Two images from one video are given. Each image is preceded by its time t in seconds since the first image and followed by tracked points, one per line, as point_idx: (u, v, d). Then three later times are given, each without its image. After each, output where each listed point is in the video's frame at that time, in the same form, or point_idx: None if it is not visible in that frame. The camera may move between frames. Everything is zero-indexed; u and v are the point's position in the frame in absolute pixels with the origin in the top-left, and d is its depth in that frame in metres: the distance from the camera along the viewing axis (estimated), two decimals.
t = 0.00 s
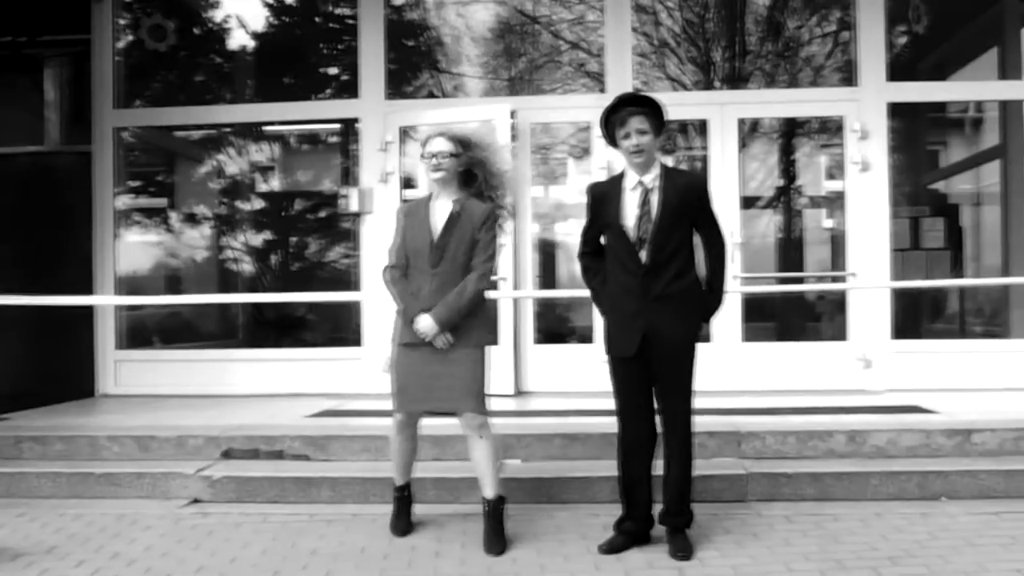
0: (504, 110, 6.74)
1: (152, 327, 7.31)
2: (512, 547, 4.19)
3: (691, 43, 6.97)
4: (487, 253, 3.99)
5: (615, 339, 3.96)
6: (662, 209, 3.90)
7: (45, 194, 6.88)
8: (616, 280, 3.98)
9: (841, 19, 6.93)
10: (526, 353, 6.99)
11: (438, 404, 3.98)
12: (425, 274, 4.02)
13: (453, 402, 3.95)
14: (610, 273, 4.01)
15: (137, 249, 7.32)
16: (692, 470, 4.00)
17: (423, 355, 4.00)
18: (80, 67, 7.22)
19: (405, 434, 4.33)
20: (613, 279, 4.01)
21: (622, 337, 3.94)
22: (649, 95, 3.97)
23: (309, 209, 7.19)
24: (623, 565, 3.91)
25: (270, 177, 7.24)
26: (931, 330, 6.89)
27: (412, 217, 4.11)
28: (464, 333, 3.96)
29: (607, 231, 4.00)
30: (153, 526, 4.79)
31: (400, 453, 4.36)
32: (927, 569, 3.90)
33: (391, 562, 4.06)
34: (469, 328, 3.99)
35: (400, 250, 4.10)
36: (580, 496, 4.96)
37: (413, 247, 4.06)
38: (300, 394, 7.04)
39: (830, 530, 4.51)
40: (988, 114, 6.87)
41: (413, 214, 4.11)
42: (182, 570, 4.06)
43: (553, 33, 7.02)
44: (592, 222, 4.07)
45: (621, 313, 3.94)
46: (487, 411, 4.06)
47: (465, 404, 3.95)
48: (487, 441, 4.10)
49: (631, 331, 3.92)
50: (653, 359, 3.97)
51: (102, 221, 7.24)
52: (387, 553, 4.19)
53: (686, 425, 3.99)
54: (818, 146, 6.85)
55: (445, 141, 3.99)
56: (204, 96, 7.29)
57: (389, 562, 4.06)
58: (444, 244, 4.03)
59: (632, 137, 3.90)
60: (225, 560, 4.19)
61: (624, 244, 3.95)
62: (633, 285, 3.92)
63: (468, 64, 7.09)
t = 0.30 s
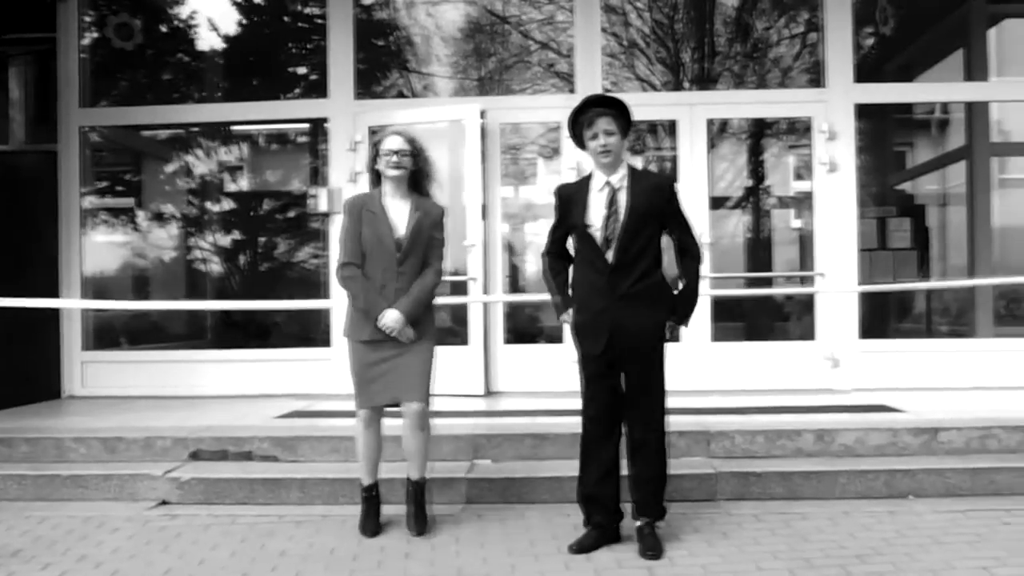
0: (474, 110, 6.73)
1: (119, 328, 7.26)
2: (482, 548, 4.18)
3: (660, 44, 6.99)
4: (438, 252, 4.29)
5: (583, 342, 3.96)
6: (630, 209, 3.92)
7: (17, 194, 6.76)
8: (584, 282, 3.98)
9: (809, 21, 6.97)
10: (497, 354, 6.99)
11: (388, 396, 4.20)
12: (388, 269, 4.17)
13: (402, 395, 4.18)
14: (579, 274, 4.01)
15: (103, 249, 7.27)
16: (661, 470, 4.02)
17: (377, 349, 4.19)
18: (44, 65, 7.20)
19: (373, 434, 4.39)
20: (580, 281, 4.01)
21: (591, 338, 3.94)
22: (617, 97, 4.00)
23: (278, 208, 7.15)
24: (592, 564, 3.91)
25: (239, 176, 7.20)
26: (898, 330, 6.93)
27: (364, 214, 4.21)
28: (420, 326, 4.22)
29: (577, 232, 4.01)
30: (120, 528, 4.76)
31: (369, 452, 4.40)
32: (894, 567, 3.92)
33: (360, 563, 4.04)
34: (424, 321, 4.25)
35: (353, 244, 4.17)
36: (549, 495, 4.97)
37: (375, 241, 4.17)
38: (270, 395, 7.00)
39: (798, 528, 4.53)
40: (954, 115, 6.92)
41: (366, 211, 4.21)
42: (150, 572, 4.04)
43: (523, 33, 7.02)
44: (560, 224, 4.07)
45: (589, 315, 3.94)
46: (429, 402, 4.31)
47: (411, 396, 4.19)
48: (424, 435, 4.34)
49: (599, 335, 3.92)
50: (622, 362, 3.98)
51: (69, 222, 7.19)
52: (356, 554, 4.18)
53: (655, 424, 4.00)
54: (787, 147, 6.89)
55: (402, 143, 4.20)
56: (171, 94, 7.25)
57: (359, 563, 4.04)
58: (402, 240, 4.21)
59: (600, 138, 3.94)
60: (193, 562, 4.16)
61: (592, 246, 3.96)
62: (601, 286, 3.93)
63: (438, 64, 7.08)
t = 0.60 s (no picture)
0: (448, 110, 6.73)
1: (92, 328, 7.23)
2: (456, 548, 4.18)
3: (634, 44, 7.00)
4: (416, 249, 4.30)
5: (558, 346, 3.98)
6: (605, 210, 3.91)
7: None
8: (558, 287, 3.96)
9: (782, 21, 6.99)
10: (472, 354, 6.99)
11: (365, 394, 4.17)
12: (367, 264, 4.17)
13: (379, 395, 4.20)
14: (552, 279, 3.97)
15: (76, 249, 7.24)
16: (631, 473, 4.02)
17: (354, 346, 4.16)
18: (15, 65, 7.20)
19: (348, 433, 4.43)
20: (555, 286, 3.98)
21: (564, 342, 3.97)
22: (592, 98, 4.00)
23: (252, 208, 7.14)
24: (566, 565, 3.92)
25: (212, 176, 7.18)
26: (871, 330, 6.95)
27: (341, 214, 4.22)
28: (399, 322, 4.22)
29: (550, 236, 3.98)
30: (93, 530, 4.74)
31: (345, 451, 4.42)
32: (867, 566, 3.94)
33: (335, 564, 4.04)
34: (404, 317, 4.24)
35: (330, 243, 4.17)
36: (523, 496, 4.97)
37: (353, 237, 4.17)
38: (245, 396, 6.99)
39: (771, 528, 4.54)
40: (926, 116, 6.96)
41: (343, 211, 4.22)
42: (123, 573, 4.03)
43: (497, 33, 7.02)
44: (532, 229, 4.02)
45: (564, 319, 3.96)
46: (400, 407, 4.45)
47: (387, 397, 4.21)
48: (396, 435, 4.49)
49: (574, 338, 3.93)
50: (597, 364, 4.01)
51: (40, 222, 7.16)
52: (331, 554, 4.18)
53: (626, 429, 4.04)
54: (760, 147, 6.91)
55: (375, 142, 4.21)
56: (144, 94, 7.22)
57: (333, 564, 4.04)
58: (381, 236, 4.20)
59: (576, 138, 3.93)
60: (167, 563, 4.15)
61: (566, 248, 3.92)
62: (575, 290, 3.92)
63: (412, 64, 7.08)
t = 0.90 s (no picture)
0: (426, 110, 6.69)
1: (67, 328, 7.20)
2: (433, 548, 4.18)
3: (612, 44, 7.02)
4: (398, 250, 4.29)
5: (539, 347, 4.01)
6: (585, 211, 3.92)
7: None
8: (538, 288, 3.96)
9: (759, 22, 7.01)
10: (450, 354, 6.99)
11: (346, 392, 4.13)
12: (345, 265, 4.17)
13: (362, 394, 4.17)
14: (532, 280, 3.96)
15: (51, 249, 7.20)
16: (611, 474, 4.02)
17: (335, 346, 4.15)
18: None
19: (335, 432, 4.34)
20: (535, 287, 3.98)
21: (545, 341, 3.99)
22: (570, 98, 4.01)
23: (229, 208, 7.12)
24: (544, 565, 3.92)
25: (189, 176, 7.16)
26: (848, 329, 6.99)
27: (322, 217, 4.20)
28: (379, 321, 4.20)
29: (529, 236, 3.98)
30: (69, 531, 4.71)
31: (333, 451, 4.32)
32: (843, 565, 3.95)
33: (312, 564, 4.03)
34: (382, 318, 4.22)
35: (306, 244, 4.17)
36: (500, 495, 4.97)
37: (330, 240, 4.16)
38: (223, 396, 6.96)
39: (748, 526, 4.56)
40: (902, 117, 7.01)
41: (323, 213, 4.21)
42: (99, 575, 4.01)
43: (474, 33, 7.03)
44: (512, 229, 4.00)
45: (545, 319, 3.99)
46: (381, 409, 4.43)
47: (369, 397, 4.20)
48: (374, 435, 4.47)
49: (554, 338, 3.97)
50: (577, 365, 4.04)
51: (15, 222, 7.12)
52: (308, 555, 4.17)
53: (606, 428, 4.04)
54: (737, 147, 6.93)
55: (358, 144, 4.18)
56: (120, 94, 7.19)
57: (310, 565, 4.03)
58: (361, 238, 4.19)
59: (555, 139, 3.93)
60: (142, 565, 4.13)
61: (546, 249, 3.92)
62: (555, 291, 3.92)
63: (390, 64, 7.07)
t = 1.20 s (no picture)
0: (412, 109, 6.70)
1: (52, 328, 7.19)
2: (419, 548, 4.18)
3: (597, 44, 7.02)
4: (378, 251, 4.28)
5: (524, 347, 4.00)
6: (572, 212, 3.91)
7: None
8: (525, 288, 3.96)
9: (744, 22, 7.02)
10: (435, 354, 6.99)
11: (337, 396, 4.07)
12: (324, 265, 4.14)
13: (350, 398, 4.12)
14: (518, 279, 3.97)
15: (35, 249, 7.19)
16: (598, 475, 4.00)
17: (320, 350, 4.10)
18: None
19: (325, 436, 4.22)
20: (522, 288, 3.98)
21: (531, 341, 3.99)
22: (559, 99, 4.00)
23: (215, 208, 7.11)
24: (529, 565, 3.92)
25: (174, 176, 7.15)
26: (833, 329, 7.00)
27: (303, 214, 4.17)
28: (361, 325, 4.16)
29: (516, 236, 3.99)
30: (53, 532, 4.70)
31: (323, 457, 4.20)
32: (829, 564, 3.96)
33: (297, 565, 4.03)
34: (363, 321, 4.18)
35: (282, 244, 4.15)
36: (485, 495, 4.97)
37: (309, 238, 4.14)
38: (210, 396, 6.95)
39: (733, 526, 4.56)
40: (886, 117, 7.03)
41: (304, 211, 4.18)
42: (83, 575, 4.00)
43: (460, 33, 7.03)
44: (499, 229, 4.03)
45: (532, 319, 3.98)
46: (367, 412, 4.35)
47: (357, 400, 4.15)
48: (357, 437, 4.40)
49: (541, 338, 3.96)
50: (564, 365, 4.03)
51: None
52: (293, 555, 4.16)
53: (593, 429, 4.02)
54: (722, 147, 6.94)
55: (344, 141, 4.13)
56: (104, 93, 7.18)
57: (295, 565, 4.02)
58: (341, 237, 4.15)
59: (544, 139, 3.93)
60: (127, 565, 4.12)
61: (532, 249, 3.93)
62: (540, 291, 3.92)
63: (376, 63, 7.07)
